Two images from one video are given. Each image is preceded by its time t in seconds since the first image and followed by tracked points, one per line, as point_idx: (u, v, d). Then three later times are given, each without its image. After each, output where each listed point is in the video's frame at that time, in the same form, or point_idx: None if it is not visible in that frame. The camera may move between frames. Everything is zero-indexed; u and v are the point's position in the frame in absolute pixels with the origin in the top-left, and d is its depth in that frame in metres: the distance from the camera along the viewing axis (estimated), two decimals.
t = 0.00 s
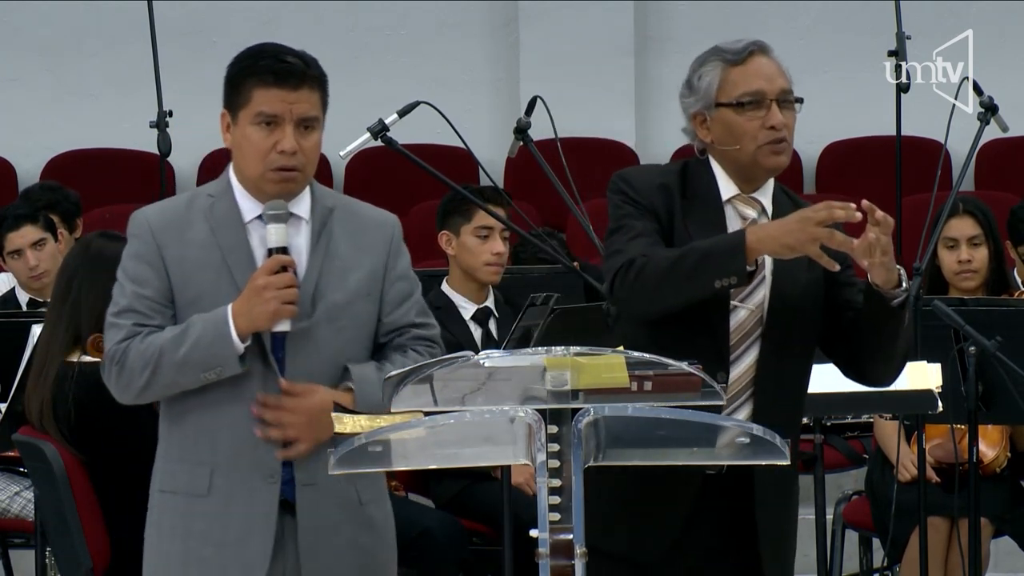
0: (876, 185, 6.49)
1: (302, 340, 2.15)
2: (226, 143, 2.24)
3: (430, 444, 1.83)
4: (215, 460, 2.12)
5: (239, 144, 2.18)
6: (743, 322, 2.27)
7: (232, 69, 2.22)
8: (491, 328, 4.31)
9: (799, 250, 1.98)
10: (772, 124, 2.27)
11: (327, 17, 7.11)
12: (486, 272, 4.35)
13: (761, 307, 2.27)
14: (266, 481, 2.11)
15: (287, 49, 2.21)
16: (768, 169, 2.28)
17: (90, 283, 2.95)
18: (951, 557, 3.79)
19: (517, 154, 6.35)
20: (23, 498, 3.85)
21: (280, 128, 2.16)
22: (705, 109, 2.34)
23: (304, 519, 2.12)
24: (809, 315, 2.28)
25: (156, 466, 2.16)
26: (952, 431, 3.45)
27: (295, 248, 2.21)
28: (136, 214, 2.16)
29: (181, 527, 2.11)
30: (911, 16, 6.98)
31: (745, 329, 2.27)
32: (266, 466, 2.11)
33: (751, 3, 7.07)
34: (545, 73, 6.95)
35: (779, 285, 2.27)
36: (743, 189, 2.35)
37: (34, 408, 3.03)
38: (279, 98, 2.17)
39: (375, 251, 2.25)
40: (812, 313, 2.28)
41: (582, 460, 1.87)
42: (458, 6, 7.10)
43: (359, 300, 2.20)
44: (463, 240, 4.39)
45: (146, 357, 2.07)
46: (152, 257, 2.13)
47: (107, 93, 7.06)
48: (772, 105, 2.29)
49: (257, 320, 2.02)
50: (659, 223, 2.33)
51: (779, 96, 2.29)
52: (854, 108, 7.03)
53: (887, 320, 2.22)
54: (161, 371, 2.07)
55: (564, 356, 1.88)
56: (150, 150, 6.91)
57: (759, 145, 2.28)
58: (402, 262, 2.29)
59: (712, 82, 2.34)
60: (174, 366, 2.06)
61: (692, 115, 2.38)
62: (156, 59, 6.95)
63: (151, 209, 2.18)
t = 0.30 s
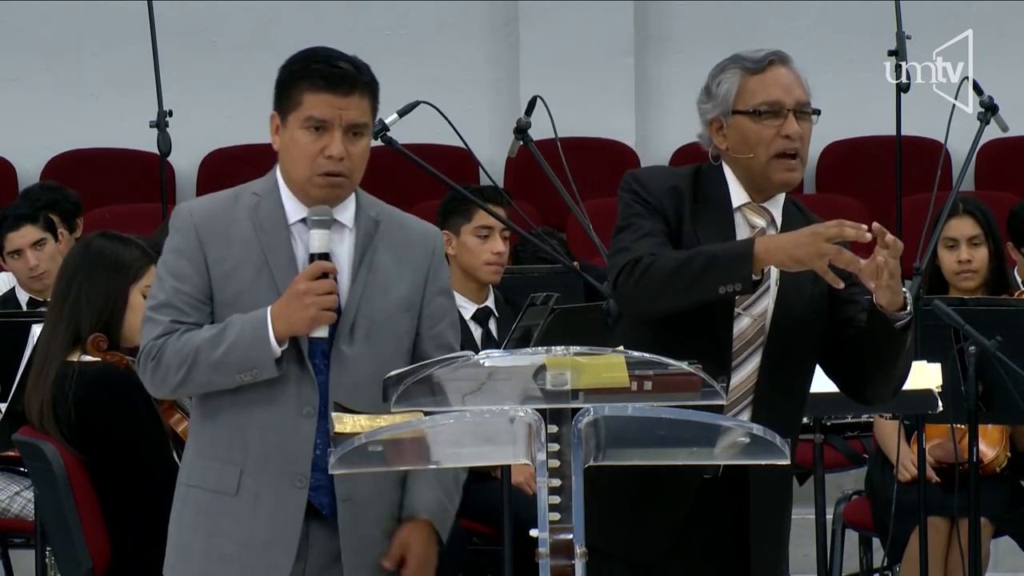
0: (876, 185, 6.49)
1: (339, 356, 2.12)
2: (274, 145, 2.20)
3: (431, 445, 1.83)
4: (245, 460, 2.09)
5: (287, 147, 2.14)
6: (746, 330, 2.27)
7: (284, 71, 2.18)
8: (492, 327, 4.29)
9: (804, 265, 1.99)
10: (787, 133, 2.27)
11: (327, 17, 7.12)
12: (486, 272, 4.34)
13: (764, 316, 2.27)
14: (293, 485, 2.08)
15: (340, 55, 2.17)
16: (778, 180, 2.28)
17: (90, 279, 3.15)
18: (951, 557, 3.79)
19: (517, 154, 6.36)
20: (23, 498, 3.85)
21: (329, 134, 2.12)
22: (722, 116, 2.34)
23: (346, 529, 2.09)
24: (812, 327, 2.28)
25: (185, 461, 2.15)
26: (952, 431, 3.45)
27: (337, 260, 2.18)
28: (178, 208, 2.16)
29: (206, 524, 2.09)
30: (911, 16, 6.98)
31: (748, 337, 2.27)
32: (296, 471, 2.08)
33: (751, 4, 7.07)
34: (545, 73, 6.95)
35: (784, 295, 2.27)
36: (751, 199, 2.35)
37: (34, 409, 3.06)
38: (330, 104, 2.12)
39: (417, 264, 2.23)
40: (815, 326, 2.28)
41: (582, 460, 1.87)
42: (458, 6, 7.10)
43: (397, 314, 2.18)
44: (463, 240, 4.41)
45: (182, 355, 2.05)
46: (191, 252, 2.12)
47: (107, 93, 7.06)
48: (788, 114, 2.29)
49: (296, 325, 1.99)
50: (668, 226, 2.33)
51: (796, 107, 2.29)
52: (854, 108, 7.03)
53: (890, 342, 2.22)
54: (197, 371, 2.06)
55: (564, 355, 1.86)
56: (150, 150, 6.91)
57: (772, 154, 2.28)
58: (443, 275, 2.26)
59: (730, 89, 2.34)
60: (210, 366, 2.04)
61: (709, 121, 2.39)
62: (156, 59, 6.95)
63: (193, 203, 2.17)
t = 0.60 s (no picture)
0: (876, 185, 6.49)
1: (361, 362, 2.14)
2: (298, 143, 2.21)
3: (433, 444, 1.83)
4: (255, 459, 2.10)
5: (311, 148, 2.14)
6: (727, 327, 2.26)
7: (310, 72, 2.19)
8: (490, 328, 4.34)
9: (768, 245, 2.00)
10: (767, 127, 2.28)
11: (327, 17, 7.12)
12: (485, 272, 4.34)
13: (746, 313, 2.27)
14: (302, 486, 2.08)
15: (368, 58, 2.17)
16: (755, 171, 2.28)
17: (90, 280, 3.15)
18: (951, 558, 3.79)
19: (517, 154, 6.36)
20: (23, 498, 3.85)
21: (353, 137, 2.12)
22: (706, 109, 2.36)
23: (368, 530, 2.10)
24: (801, 326, 2.28)
25: (196, 456, 2.15)
26: (952, 431, 3.45)
27: (357, 265, 2.20)
28: (200, 202, 2.17)
29: (215, 521, 2.09)
30: (911, 16, 6.98)
31: (729, 336, 2.27)
32: (306, 471, 2.08)
33: (751, 4, 7.07)
34: (545, 73, 6.95)
35: (773, 293, 2.27)
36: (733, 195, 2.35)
37: (34, 408, 3.06)
38: (356, 106, 2.13)
39: (437, 267, 2.26)
40: (804, 324, 2.29)
41: (582, 460, 1.87)
42: (458, 6, 7.10)
43: (415, 317, 2.20)
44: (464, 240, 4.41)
45: (198, 350, 2.06)
46: (211, 248, 2.14)
47: (107, 93, 7.06)
48: (771, 109, 2.30)
49: (313, 326, 1.99)
50: (646, 225, 2.34)
51: (779, 103, 2.30)
52: (854, 108, 7.03)
53: (874, 335, 2.24)
54: (211, 367, 2.06)
55: (564, 355, 1.86)
56: (150, 150, 6.91)
57: (751, 147, 2.28)
58: (459, 277, 2.30)
59: (715, 83, 2.36)
60: (225, 363, 2.05)
61: (695, 114, 2.40)
62: (156, 59, 6.95)
63: (215, 198, 2.18)
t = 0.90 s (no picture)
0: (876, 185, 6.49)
1: (378, 363, 2.14)
2: (302, 145, 2.21)
3: (437, 444, 1.84)
4: (266, 460, 2.11)
5: (317, 150, 2.14)
6: (690, 319, 2.24)
7: (312, 71, 2.18)
8: (491, 328, 4.33)
9: (693, 219, 2.00)
10: (717, 114, 2.28)
11: (327, 17, 7.12)
12: (482, 271, 4.33)
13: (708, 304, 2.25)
14: (316, 488, 2.09)
15: (372, 56, 2.16)
16: (702, 159, 2.28)
17: (90, 280, 3.15)
18: (951, 558, 3.79)
19: (517, 154, 6.36)
20: (23, 498, 3.85)
21: (361, 138, 2.12)
22: (662, 97, 2.36)
23: (392, 532, 2.12)
24: (766, 315, 2.27)
25: (203, 457, 2.15)
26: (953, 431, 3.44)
27: (368, 266, 2.21)
28: (206, 204, 2.17)
29: (226, 522, 2.10)
30: (911, 16, 6.98)
31: (693, 327, 2.24)
32: (317, 473, 2.10)
33: (751, 4, 7.07)
34: (544, 73, 6.95)
35: (735, 282, 2.25)
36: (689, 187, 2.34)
37: (34, 408, 3.07)
38: (361, 108, 2.12)
39: (444, 264, 2.25)
40: (769, 312, 2.27)
41: (582, 460, 1.87)
42: (458, 6, 7.10)
43: (425, 314, 2.20)
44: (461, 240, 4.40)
45: (209, 352, 2.06)
46: (220, 250, 2.14)
47: (107, 93, 7.06)
48: (724, 96, 2.29)
49: (325, 325, 2.00)
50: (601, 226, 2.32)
51: (732, 90, 2.29)
52: (854, 108, 7.03)
53: (840, 316, 2.24)
54: (223, 368, 2.06)
55: (563, 356, 1.86)
56: (150, 150, 6.91)
57: (701, 134, 2.28)
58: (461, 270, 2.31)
59: (672, 71, 2.35)
60: (237, 363, 2.05)
61: (653, 103, 2.40)
62: (156, 59, 6.95)
63: (220, 200, 2.18)
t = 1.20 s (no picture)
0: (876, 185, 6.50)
1: (382, 363, 2.15)
2: (298, 147, 2.21)
3: (438, 444, 1.84)
4: (267, 463, 2.11)
5: (313, 151, 2.15)
6: (656, 312, 2.27)
7: (306, 74, 2.19)
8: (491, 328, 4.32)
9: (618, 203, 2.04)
10: (668, 101, 2.29)
11: (327, 17, 7.12)
12: (481, 271, 4.33)
13: (673, 295, 2.27)
14: (318, 489, 2.10)
15: (363, 56, 2.17)
16: (652, 147, 2.30)
17: (90, 279, 3.15)
18: (951, 558, 3.80)
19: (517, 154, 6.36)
20: (23, 498, 3.85)
21: (356, 138, 2.12)
22: (618, 89, 2.39)
23: (404, 529, 2.14)
24: (731, 303, 2.29)
25: (204, 460, 2.16)
26: (953, 431, 3.44)
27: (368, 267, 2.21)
28: (201, 207, 2.17)
29: (227, 525, 2.10)
30: (911, 16, 6.98)
31: (658, 323, 2.27)
32: (319, 474, 2.10)
33: (751, 3, 7.07)
34: (544, 73, 6.95)
35: (698, 272, 2.26)
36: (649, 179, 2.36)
37: (34, 408, 3.07)
38: (356, 108, 2.13)
39: (442, 260, 2.28)
40: (734, 301, 2.29)
41: (582, 459, 1.87)
42: (458, 6, 7.10)
43: (425, 311, 2.22)
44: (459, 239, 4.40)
45: (210, 354, 2.07)
46: (218, 253, 2.14)
47: (107, 93, 7.06)
48: (674, 84, 2.30)
49: (324, 325, 2.00)
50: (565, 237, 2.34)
51: (681, 78, 2.30)
52: (854, 108, 7.03)
53: (814, 293, 2.25)
54: (225, 370, 2.07)
55: (564, 355, 1.86)
56: (150, 150, 6.91)
57: (650, 122, 2.30)
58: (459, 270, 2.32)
59: (627, 62, 2.37)
60: (238, 365, 2.06)
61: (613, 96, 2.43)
62: (156, 59, 6.95)
63: (217, 203, 2.18)
